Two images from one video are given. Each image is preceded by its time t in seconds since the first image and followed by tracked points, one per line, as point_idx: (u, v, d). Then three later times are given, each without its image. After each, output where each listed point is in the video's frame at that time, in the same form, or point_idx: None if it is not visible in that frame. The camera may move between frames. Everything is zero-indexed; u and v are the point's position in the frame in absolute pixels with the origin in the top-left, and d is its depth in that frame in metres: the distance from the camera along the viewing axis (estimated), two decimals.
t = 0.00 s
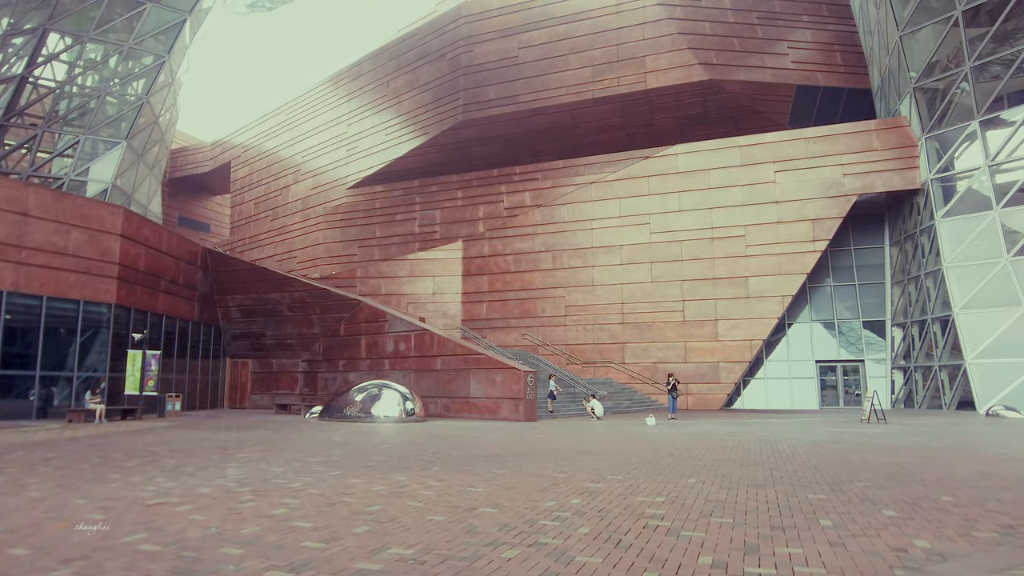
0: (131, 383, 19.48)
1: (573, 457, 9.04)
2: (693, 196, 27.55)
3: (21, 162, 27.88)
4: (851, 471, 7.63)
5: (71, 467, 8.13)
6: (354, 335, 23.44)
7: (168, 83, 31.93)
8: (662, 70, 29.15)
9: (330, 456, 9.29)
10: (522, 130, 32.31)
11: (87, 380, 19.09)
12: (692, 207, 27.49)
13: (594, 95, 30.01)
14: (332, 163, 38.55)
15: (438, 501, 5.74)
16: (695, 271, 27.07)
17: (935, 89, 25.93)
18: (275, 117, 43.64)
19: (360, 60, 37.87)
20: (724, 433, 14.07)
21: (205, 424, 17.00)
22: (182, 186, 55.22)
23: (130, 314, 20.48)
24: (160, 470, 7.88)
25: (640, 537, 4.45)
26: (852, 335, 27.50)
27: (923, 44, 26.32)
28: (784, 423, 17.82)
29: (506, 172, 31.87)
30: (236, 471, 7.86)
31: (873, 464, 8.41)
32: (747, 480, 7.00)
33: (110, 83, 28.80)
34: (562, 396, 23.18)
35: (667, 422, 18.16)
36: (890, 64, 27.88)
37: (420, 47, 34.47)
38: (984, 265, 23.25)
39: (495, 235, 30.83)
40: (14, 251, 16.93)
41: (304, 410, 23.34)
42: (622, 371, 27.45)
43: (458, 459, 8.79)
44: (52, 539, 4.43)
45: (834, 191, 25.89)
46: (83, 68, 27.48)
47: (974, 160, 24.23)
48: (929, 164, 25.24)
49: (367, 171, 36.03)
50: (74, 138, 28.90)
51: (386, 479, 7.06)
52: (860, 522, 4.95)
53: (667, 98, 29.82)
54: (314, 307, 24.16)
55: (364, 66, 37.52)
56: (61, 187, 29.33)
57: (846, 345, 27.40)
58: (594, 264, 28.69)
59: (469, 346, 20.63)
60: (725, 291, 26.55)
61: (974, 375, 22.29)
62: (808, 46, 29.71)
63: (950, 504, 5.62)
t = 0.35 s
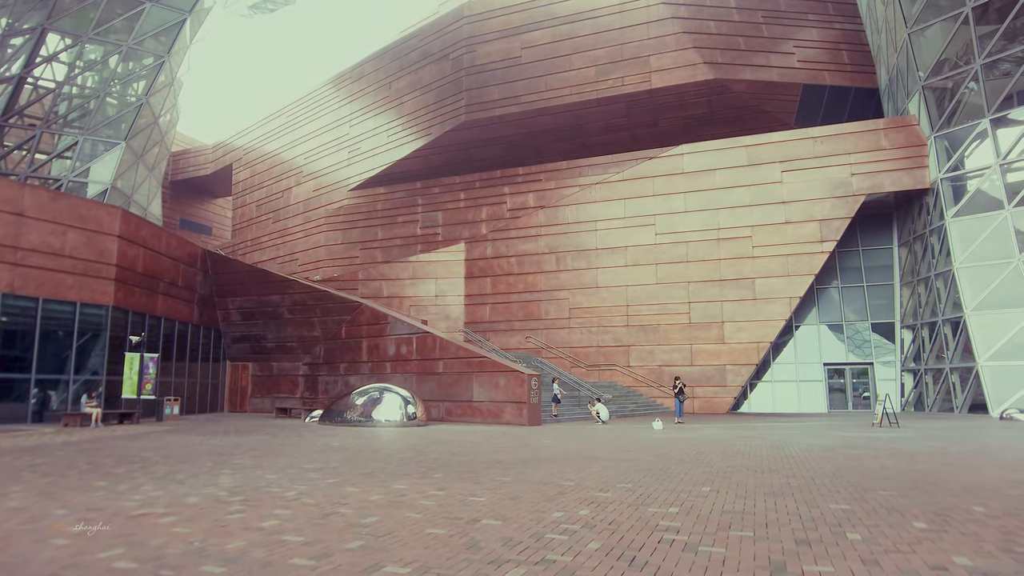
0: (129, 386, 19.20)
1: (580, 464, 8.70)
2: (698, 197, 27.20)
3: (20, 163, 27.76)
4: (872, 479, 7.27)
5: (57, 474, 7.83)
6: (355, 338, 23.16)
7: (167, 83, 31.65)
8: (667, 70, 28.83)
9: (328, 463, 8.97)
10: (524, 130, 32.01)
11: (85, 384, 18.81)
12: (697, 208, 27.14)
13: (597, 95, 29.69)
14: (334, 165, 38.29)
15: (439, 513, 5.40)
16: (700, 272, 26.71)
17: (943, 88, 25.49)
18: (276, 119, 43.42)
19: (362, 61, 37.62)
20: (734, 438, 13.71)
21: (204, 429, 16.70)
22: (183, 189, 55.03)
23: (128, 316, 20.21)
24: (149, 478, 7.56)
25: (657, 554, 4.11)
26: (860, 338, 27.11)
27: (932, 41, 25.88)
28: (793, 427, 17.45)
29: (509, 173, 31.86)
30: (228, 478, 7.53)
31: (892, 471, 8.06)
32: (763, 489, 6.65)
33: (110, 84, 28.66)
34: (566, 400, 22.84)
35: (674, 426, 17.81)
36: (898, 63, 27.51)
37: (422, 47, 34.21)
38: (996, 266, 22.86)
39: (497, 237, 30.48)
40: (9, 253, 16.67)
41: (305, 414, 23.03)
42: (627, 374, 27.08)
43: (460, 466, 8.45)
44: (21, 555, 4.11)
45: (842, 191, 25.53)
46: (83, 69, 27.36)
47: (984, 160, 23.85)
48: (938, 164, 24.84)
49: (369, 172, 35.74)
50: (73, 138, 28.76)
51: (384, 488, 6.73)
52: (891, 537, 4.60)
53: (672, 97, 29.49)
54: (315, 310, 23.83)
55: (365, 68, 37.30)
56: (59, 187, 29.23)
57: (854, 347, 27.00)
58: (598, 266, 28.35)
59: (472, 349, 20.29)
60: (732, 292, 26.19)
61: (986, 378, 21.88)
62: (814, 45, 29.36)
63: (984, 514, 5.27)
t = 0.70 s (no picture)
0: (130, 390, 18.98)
1: (588, 469, 8.40)
2: (705, 198, 26.87)
3: (22, 166, 27.61)
4: (894, 486, 6.96)
5: (47, 480, 7.57)
6: (359, 341, 22.91)
7: (170, 86, 31.47)
8: (673, 70, 28.54)
9: (327, 468, 8.68)
10: (530, 132, 31.74)
11: (86, 388, 18.58)
12: (704, 209, 26.81)
13: (603, 96, 29.41)
14: (338, 168, 38.09)
15: (441, 522, 5.10)
16: (708, 274, 26.38)
17: (954, 87, 25.13)
18: (280, 122, 43.29)
19: (366, 63, 37.44)
20: (744, 442, 13.39)
21: (204, 433, 16.43)
22: (188, 193, 54.97)
23: (129, 318, 19.99)
24: (141, 484, 7.29)
25: (675, 569, 3.80)
26: (870, 340, 26.72)
27: (943, 39, 25.44)
28: (804, 431, 17.09)
29: (514, 175, 31.97)
30: (223, 484, 7.25)
31: (915, 477, 7.73)
32: (782, 497, 6.33)
33: (113, 86, 28.48)
34: (572, 403, 22.51)
35: (682, 430, 17.48)
36: (908, 61, 27.13)
37: (427, 49, 34.00)
38: (1009, 267, 22.45)
39: (502, 239, 30.19)
40: (8, 255, 16.47)
41: (307, 418, 22.78)
42: (634, 378, 26.72)
43: (464, 472, 8.16)
44: None
45: (851, 192, 25.18)
46: (87, 72, 27.18)
47: (996, 159, 23.40)
48: (949, 164, 24.42)
49: (372, 175, 35.52)
50: (76, 141, 28.55)
51: (384, 495, 6.44)
52: (926, 549, 4.28)
53: (678, 98, 29.19)
54: (318, 312, 23.59)
55: (370, 70, 37.12)
56: (61, 190, 28.96)
57: (864, 350, 26.60)
58: (604, 268, 28.04)
59: (476, 351, 20.01)
60: (739, 294, 25.84)
61: (1000, 381, 21.47)
62: (821, 44, 29.02)
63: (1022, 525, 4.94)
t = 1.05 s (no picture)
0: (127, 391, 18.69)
1: (595, 474, 8.09)
2: (710, 197, 26.55)
3: (21, 165, 27.21)
4: (918, 493, 6.63)
5: (32, 486, 7.28)
6: (360, 342, 22.63)
7: (170, 85, 31.26)
8: (677, 68, 28.23)
9: (325, 473, 8.38)
10: (533, 131, 31.44)
11: (84, 389, 18.33)
12: (710, 208, 26.48)
13: (606, 94, 29.11)
14: (339, 168, 37.83)
15: (441, 533, 4.79)
16: (713, 274, 26.04)
17: (963, 85, 24.73)
18: (282, 122, 43.08)
19: (368, 63, 37.20)
20: (754, 445, 13.06)
21: (203, 436, 16.14)
22: (190, 194, 54.80)
23: (127, 319, 19.73)
24: (130, 490, 7.00)
25: None
26: (878, 341, 26.34)
27: (951, 36, 25.12)
28: (813, 433, 16.74)
29: (517, 175, 31.67)
30: (214, 491, 6.95)
31: (936, 483, 7.39)
32: (800, 505, 6.01)
33: (112, 84, 28.23)
34: (576, 405, 22.20)
35: (688, 433, 17.14)
36: (917, 59, 26.78)
37: (429, 48, 33.75)
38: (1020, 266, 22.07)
39: (505, 239, 29.88)
40: (3, 254, 16.23)
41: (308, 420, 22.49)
42: (638, 379, 26.40)
43: (467, 477, 7.86)
44: None
45: (859, 190, 24.83)
46: (86, 71, 27.16)
47: (1009, 156, 22.82)
48: (959, 162, 24.01)
49: (374, 175, 35.27)
50: (76, 140, 28.15)
51: (381, 503, 6.12)
52: (963, 564, 3.96)
53: (683, 96, 28.87)
54: (319, 313, 23.32)
55: (372, 69, 36.88)
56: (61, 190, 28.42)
57: (872, 351, 26.24)
58: (608, 268, 27.73)
59: (478, 353, 19.71)
60: (745, 295, 25.50)
61: (1011, 383, 21.09)
62: (828, 42, 28.67)
63: None
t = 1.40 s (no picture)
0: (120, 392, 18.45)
1: (596, 476, 7.79)
2: (711, 194, 26.26)
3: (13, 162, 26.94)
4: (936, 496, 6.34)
5: (10, 489, 6.98)
6: (357, 341, 22.31)
7: (165, 81, 30.96)
8: (678, 65, 27.95)
9: (316, 475, 8.08)
10: (532, 128, 31.14)
11: (76, 389, 18.05)
12: (711, 206, 26.20)
13: (606, 91, 28.82)
14: (337, 166, 37.51)
15: (435, 539, 4.49)
16: (714, 272, 25.76)
17: (966, 80, 24.46)
18: (279, 121, 42.77)
19: (366, 61, 36.88)
20: (759, 445, 12.76)
21: (196, 436, 15.83)
22: (187, 193, 54.50)
23: (119, 318, 19.42)
24: (111, 493, 6.69)
25: None
26: (881, 340, 26.06)
27: (955, 32, 24.86)
28: (817, 433, 16.45)
29: (516, 173, 31.36)
30: (198, 494, 6.64)
31: (953, 485, 7.08)
32: (813, 508, 5.72)
33: (107, 83, 28.13)
34: (576, 405, 21.92)
35: (691, 433, 16.84)
36: (920, 55, 26.49)
37: (427, 45, 33.45)
38: None
39: (504, 237, 29.59)
40: None
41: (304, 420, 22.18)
42: (639, 379, 26.12)
43: (464, 479, 7.56)
44: None
45: (862, 187, 24.56)
46: (80, 68, 26.90)
47: (1012, 153, 22.61)
48: (962, 158, 23.71)
49: (372, 173, 34.95)
50: (69, 138, 27.95)
51: (372, 506, 5.81)
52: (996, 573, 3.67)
53: (683, 93, 28.58)
54: (315, 312, 22.99)
55: (370, 67, 36.55)
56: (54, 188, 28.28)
57: (875, 350, 25.95)
58: (608, 266, 27.44)
59: (477, 352, 19.41)
60: (747, 293, 25.22)
61: (1017, 382, 20.83)
62: (829, 39, 28.40)
63: None
